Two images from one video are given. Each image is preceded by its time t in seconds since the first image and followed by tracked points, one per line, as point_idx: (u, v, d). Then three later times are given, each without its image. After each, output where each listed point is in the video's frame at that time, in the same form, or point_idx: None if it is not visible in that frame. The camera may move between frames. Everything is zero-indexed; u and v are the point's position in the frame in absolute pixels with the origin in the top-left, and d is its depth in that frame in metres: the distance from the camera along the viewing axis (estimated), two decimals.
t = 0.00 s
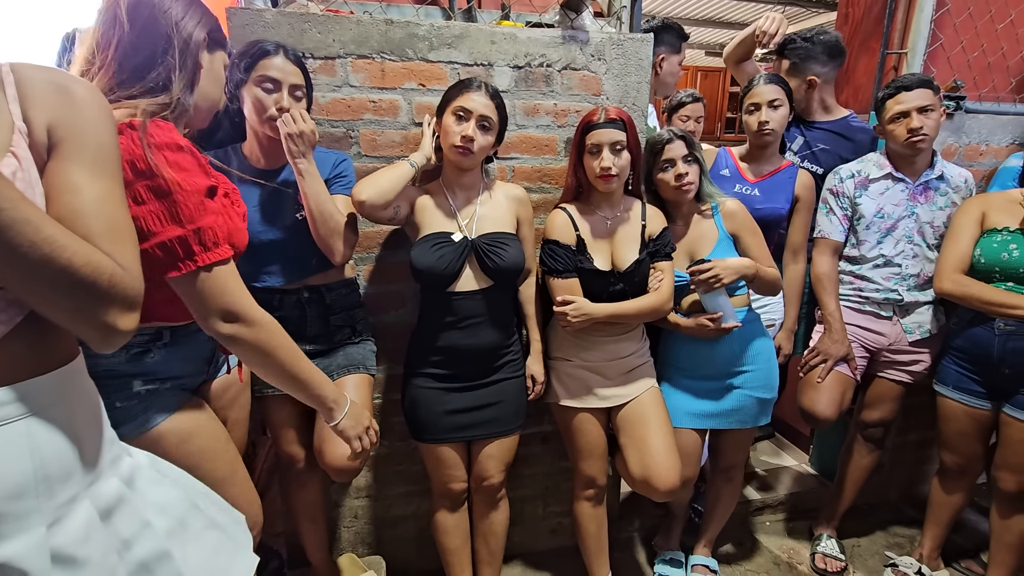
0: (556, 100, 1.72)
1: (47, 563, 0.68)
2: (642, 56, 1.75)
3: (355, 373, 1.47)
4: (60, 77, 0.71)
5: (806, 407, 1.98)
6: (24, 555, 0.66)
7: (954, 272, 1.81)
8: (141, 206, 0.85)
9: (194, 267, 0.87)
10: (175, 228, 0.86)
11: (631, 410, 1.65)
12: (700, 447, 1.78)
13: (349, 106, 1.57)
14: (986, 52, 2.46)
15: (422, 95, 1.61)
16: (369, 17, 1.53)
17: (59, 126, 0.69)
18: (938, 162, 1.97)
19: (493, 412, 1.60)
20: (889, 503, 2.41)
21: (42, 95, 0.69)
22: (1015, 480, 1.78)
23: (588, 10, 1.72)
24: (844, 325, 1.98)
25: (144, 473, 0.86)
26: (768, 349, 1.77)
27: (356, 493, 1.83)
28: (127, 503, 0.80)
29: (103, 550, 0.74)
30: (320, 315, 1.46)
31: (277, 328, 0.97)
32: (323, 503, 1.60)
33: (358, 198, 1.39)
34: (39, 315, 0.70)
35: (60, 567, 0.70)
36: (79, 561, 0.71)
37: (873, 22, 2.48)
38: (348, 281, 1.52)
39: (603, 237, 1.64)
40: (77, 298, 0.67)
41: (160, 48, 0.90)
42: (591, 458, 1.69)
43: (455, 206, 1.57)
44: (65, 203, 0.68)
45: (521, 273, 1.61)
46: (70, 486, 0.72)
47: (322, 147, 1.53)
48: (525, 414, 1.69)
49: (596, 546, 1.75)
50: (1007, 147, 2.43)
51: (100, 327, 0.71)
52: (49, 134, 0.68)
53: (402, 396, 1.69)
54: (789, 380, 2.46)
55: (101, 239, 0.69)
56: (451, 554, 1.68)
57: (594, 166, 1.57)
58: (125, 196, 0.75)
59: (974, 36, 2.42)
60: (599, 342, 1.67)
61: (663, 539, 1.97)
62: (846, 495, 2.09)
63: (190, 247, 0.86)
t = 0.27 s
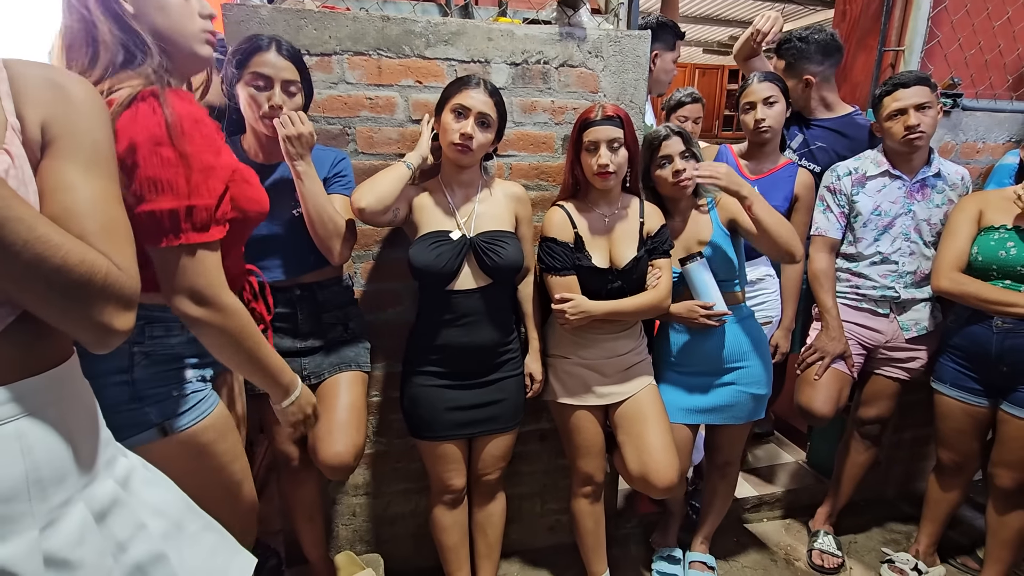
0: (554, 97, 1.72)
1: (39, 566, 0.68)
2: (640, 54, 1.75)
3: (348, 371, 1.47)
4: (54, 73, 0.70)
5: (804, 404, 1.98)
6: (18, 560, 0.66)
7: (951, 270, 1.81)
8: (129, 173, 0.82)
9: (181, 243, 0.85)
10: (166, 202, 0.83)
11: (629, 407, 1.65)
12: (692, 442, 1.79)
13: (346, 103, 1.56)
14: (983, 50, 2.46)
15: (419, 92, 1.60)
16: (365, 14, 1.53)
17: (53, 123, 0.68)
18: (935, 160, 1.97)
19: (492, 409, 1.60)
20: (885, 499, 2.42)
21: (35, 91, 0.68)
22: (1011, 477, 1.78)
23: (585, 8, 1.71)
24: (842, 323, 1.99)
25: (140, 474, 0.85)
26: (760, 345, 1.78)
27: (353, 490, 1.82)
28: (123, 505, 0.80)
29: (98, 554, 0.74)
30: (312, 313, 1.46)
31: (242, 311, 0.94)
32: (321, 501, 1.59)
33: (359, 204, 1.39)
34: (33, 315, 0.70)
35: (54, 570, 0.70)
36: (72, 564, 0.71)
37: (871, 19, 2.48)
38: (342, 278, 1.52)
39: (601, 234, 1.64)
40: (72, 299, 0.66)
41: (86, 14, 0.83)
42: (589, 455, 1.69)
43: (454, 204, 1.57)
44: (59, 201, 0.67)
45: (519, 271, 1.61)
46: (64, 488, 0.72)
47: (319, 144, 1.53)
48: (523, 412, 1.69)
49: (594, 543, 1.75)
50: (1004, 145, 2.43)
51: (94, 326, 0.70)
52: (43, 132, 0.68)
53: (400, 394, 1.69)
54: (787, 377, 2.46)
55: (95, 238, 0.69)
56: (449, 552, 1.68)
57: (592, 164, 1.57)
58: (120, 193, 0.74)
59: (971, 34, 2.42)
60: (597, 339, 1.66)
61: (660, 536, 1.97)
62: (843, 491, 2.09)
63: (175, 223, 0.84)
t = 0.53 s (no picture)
0: (551, 93, 1.71)
1: (31, 566, 0.67)
2: (638, 50, 1.74)
3: (339, 370, 1.46)
4: (44, 64, 0.69)
5: (803, 402, 1.98)
6: (10, 560, 0.65)
7: (950, 267, 1.81)
8: (167, 140, 0.82)
9: (230, 202, 0.87)
10: (216, 162, 0.85)
11: (628, 404, 1.65)
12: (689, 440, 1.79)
13: (342, 99, 1.55)
14: (981, 47, 2.46)
15: (416, 88, 1.60)
16: (362, 9, 1.52)
17: (44, 115, 0.67)
18: (934, 157, 1.97)
19: (492, 406, 1.60)
20: (884, 496, 2.42)
21: (25, 83, 0.67)
22: (1010, 473, 1.78)
23: (583, 4, 1.71)
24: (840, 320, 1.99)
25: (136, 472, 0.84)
26: (755, 342, 1.77)
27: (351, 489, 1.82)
28: (117, 504, 0.79)
29: (91, 553, 0.73)
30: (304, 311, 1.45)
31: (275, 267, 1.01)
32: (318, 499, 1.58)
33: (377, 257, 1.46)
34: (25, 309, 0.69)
35: (46, 571, 0.69)
36: (65, 565, 0.70)
37: (869, 16, 2.48)
38: (336, 277, 1.51)
39: (599, 232, 1.63)
40: (63, 294, 0.66)
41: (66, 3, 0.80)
42: (588, 453, 1.69)
43: (455, 201, 1.57)
44: (51, 193, 0.67)
45: (519, 268, 1.60)
46: (56, 487, 0.71)
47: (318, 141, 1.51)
48: (522, 409, 1.68)
49: (593, 541, 1.75)
50: (1002, 142, 2.43)
51: (87, 321, 0.69)
52: (32, 124, 0.67)
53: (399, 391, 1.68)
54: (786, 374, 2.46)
55: (88, 231, 0.68)
56: (448, 550, 1.67)
57: (590, 161, 1.56)
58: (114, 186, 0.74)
59: (969, 30, 2.42)
60: (595, 337, 1.66)
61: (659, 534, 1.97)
62: (842, 488, 2.09)
63: (227, 181, 0.86)
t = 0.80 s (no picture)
0: (549, 93, 1.71)
1: (24, 569, 0.67)
2: (635, 50, 1.74)
3: (338, 372, 1.46)
4: (34, 61, 0.68)
5: (801, 402, 1.98)
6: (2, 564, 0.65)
7: (946, 267, 1.82)
8: (195, 116, 0.85)
9: (258, 170, 0.91)
10: (242, 134, 0.89)
11: (627, 405, 1.65)
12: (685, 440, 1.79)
13: (339, 99, 1.54)
14: (977, 46, 2.46)
15: (413, 89, 1.59)
16: (358, 9, 1.51)
17: (32, 114, 0.66)
18: (932, 156, 1.97)
19: (492, 405, 1.59)
20: (881, 495, 2.42)
21: (15, 81, 0.66)
22: (1007, 472, 1.78)
23: (580, 3, 1.71)
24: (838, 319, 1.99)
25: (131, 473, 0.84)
26: (753, 343, 1.76)
27: (349, 490, 1.81)
28: (111, 508, 0.78)
29: (85, 557, 0.73)
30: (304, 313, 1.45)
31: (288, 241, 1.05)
32: (315, 500, 1.58)
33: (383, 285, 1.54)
34: (15, 309, 0.68)
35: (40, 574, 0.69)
36: (58, 568, 0.70)
37: (865, 15, 2.48)
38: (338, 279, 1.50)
39: (596, 232, 1.63)
40: (53, 294, 0.65)
41: None
42: (587, 453, 1.69)
43: (454, 202, 1.56)
44: (43, 193, 0.66)
45: (519, 269, 1.60)
46: (49, 492, 0.71)
47: (324, 142, 1.51)
48: (520, 409, 1.68)
49: (591, 541, 1.74)
50: (998, 141, 2.44)
51: (79, 322, 0.68)
52: (21, 123, 0.66)
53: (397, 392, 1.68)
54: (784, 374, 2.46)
55: (80, 231, 0.68)
56: (446, 551, 1.67)
57: (587, 161, 1.56)
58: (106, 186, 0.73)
59: (965, 30, 2.42)
60: (593, 337, 1.66)
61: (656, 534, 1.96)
62: (840, 487, 2.09)
63: (252, 152, 0.90)
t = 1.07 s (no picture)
0: (546, 95, 1.72)
1: (25, 568, 0.68)
2: (632, 51, 1.75)
3: (343, 372, 1.46)
4: (27, 65, 0.68)
5: (797, 401, 1.98)
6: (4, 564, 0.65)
7: (940, 266, 1.83)
8: (223, 119, 0.89)
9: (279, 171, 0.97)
10: (265, 138, 0.94)
11: (624, 405, 1.65)
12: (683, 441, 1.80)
13: (337, 102, 1.55)
14: (972, 47, 2.47)
15: (410, 91, 1.60)
16: (355, 11, 1.52)
17: (26, 117, 0.66)
18: (927, 156, 1.98)
19: (493, 404, 1.60)
20: (878, 494, 2.44)
21: (7, 83, 0.66)
22: (1001, 471, 1.80)
23: (577, 5, 1.71)
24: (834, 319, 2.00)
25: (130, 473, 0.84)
26: (750, 344, 1.77)
27: (348, 491, 1.82)
28: (111, 507, 0.79)
29: (85, 556, 0.73)
30: (309, 314, 1.45)
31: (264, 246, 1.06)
32: (314, 501, 1.58)
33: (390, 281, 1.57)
34: (14, 311, 0.68)
35: (40, 572, 0.69)
36: (59, 567, 0.70)
37: (860, 16, 2.49)
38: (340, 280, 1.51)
39: (593, 233, 1.64)
40: (51, 295, 0.66)
41: None
42: (584, 453, 1.69)
43: (452, 203, 1.57)
44: (38, 196, 0.66)
45: (516, 270, 1.60)
46: (49, 491, 0.71)
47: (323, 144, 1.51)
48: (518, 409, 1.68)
49: (589, 540, 1.75)
50: (993, 141, 2.45)
51: (77, 322, 0.69)
52: (14, 127, 0.66)
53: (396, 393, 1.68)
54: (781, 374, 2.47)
55: (77, 232, 0.68)
56: (444, 551, 1.67)
57: (585, 162, 1.57)
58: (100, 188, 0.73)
59: (960, 31, 2.43)
60: (591, 338, 1.67)
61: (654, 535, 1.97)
62: (836, 486, 2.10)
63: (273, 154, 0.95)
